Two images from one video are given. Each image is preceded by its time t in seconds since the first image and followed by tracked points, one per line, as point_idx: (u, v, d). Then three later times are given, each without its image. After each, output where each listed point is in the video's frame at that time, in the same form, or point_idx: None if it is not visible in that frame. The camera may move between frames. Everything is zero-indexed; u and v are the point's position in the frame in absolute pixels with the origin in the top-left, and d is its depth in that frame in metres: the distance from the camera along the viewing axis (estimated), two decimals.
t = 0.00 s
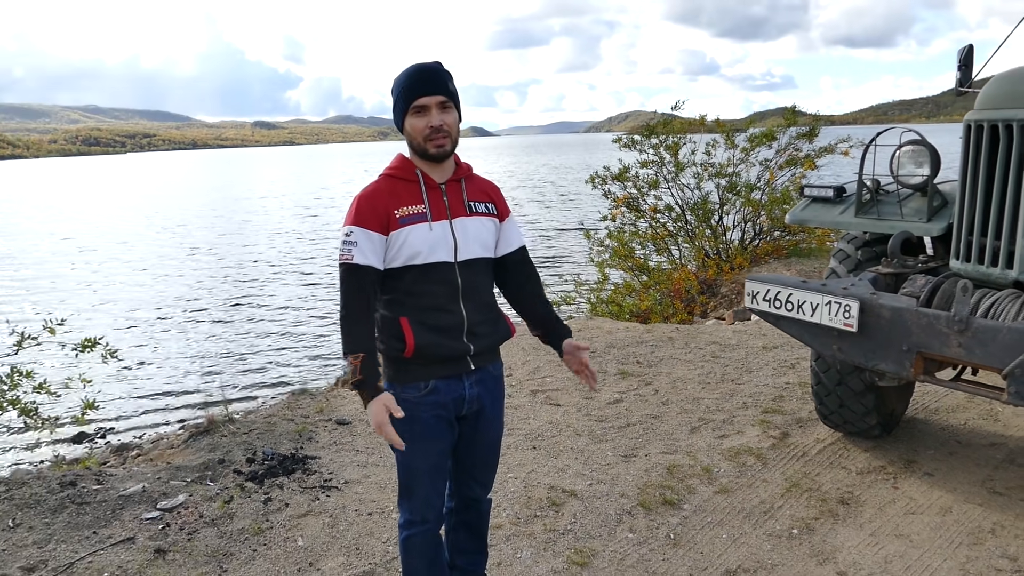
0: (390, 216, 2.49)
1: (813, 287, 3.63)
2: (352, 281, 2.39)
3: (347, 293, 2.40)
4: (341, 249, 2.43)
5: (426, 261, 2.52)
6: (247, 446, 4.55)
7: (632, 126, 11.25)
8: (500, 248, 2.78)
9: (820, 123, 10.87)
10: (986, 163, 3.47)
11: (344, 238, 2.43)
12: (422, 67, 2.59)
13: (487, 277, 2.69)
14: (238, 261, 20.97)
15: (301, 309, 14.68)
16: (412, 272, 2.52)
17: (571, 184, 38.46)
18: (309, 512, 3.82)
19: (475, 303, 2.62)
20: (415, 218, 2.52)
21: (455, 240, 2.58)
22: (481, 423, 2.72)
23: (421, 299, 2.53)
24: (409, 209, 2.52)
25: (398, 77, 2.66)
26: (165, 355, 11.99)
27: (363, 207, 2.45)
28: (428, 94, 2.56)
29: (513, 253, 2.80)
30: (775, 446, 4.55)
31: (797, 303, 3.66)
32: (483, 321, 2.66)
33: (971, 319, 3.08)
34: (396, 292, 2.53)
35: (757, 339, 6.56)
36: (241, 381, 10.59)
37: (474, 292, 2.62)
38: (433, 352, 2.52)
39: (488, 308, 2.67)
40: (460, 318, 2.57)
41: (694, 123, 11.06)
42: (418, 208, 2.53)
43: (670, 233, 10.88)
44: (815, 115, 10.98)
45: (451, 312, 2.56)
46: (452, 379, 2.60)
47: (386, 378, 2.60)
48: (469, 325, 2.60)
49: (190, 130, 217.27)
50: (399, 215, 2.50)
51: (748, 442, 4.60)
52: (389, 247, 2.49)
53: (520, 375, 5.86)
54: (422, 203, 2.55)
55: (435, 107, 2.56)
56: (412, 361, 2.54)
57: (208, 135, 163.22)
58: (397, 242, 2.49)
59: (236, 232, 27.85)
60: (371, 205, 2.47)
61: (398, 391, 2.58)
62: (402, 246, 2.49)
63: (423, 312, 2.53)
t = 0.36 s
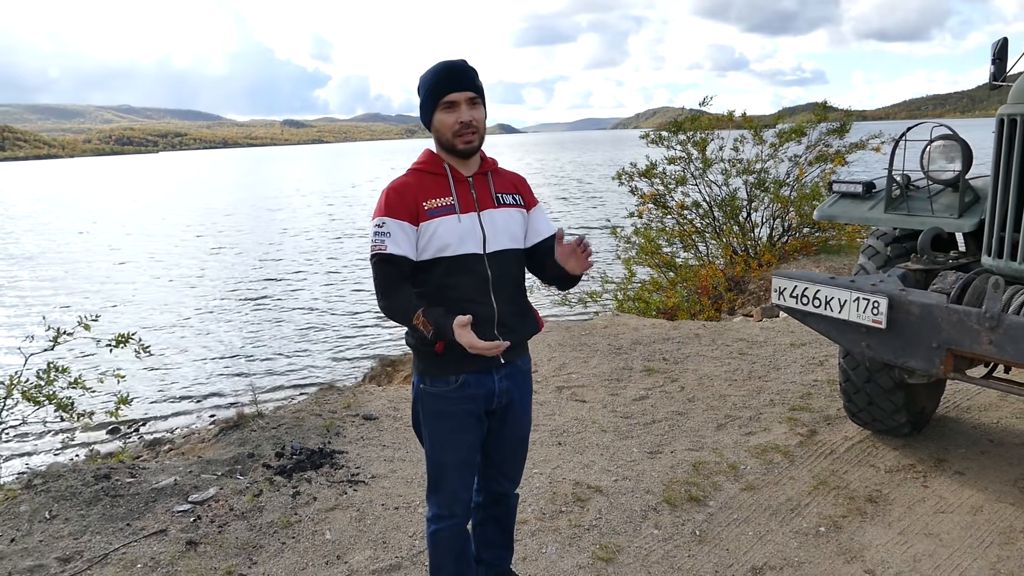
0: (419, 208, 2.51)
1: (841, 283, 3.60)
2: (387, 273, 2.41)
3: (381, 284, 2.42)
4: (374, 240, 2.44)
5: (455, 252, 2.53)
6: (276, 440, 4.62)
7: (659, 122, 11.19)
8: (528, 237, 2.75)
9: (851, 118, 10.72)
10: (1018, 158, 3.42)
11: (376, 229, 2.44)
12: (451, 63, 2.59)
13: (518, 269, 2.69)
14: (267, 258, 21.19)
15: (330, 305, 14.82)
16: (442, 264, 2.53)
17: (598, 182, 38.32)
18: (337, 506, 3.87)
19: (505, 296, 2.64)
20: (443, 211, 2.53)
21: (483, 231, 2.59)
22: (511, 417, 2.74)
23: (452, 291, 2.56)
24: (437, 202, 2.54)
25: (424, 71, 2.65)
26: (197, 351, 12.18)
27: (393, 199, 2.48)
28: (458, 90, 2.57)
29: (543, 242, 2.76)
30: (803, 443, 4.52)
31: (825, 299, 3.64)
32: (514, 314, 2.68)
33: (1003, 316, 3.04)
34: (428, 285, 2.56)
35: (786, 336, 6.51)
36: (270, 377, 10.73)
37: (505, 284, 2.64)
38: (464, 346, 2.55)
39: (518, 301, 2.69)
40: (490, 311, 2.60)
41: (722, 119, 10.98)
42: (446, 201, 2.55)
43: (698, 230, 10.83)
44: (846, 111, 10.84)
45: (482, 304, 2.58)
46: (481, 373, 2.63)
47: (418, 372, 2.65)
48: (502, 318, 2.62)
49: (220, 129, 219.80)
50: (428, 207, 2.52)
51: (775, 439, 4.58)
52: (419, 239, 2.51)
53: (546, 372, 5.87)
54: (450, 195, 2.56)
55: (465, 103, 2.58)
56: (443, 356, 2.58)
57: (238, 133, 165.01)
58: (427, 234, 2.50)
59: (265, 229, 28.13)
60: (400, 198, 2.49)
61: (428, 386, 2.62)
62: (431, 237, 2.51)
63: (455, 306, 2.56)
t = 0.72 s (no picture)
0: (441, 210, 2.46)
1: (864, 283, 3.53)
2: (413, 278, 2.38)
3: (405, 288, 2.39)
4: (398, 243, 2.41)
5: (479, 254, 2.49)
6: (289, 440, 4.58)
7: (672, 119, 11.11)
8: (548, 236, 2.73)
9: (867, 115, 10.61)
10: None
11: (401, 232, 2.41)
12: (470, 58, 2.55)
13: (539, 270, 2.66)
14: (278, 255, 21.20)
15: (340, 303, 14.80)
16: (465, 266, 2.50)
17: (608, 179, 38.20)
18: (351, 507, 3.83)
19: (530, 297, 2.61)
20: (466, 212, 2.49)
21: (507, 232, 2.55)
22: (533, 421, 2.71)
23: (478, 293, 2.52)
24: (460, 203, 2.49)
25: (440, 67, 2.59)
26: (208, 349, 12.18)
27: (415, 202, 2.43)
28: (481, 85, 2.52)
29: (560, 242, 2.74)
30: (822, 444, 4.45)
31: (847, 299, 3.57)
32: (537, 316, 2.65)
33: None
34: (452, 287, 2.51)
35: (802, 335, 6.44)
36: (282, 375, 10.71)
37: (528, 285, 2.61)
38: (488, 348, 2.52)
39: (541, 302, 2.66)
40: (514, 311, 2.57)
41: (736, 116, 10.89)
42: (469, 202, 2.51)
43: (711, 228, 10.77)
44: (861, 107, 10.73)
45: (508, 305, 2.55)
46: (505, 376, 2.59)
47: (440, 374, 2.60)
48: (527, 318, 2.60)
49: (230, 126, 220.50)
50: (451, 209, 2.47)
51: (794, 440, 4.51)
52: (443, 241, 2.47)
53: (560, 370, 5.82)
54: (472, 196, 2.52)
55: (487, 99, 2.53)
56: (467, 358, 2.53)
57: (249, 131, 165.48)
58: (450, 236, 2.46)
59: (276, 226, 28.15)
60: (423, 200, 2.45)
61: (451, 389, 2.57)
62: (454, 240, 2.46)
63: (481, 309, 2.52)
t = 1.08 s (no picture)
0: (438, 216, 2.37)
1: (863, 287, 3.49)
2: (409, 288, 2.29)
3: (400, 299, 2.29)
4: (393, 252, 2.32)
5: (477, 262, 2.39)
6: (274, 450, 4.45)
7: (655, 118, 11.08)
8: (552, 243, 2.63)
9: (848, 115, 10.64)
10: None
11: (396, 240, 2.32)
12: (452, 63, 2.45)
13: (541, 277, 2.56)
14: (256, 256, 20.94)
15: (320, 305, 14.61)
16: (463, 275, 2.40)
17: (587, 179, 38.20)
18: (340, 520, 3.72)
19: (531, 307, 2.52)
20: (464, 218, 2.39)
21: (507, 238, 2.45)
22: (533, 434, 2.62)
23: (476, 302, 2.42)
24: (458, 209, 2.40)
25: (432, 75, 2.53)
26: (185, 352, 11.97)
27: (411, 209, 2.34)
28: (464, 91, 2.43)
29: (564, 247, 2.63)
30: (817, 448, 4.40)
31: (847, 303, 3.52)
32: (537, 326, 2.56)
33: None
34: (450, 297, 2.41)
35: (790, 336, 6.41)
36: (261, 379, 10.54)
37: (529, 294, 2.51)
38: (486, 360, 2.42)
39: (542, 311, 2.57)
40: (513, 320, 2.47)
41: (719, 116, 10.88)
42: (468, 207, 2.41)
43: (694, 227, 10.78)
44: (842, 107, 10.76)
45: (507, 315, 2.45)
46: (504, 388, 2.50)
47: (436, 385, 2.51)
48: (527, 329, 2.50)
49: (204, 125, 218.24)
50: (448, 215, 2.38)
51: (788, 444, 4.46)
52: (439, 249, 2.37)
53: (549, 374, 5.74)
54: (471, 201, 2.42)
55: (472, 104, 2.43)
56: (464, 368, 2.44)
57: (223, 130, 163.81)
58: (447, 243, 2.37)
59: (252, 226, 27.81)
60: (419, 206, 2.36)
61: (447, 400, 2.48)
62: (451, 248, 2.37)
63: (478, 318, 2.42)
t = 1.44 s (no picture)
0: (407, 222, 2.27)
1: (835, 281, 3.50)
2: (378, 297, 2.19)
3: (370, 308, 2.20)
4: (362, 259, 2.23)
5: (449, 268, 2.28)
6: (239, 465, 4.30)
7: (608, 117, 11.10)
8: (531, 248, 2.51)
9: (798, 111, 10.80)
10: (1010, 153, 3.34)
11: (365, 247, 2.23)
12: (413, 63, 2.36)
13: (519, 283, 2.44)
14: (204, 263, 20.47)
15: (273, 312, 14.31)
16: (434, 281, 2.30)
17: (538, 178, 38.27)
18: (313, 536, 3.60)
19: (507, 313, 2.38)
20: (435, 223, 2.29)
21: (481, 244, 2.34)
22: (513, 445, 2.49)
23: (448, 311, 2.31)
24: (429, 214, 2.30)
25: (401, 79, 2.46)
26: (134, 365, 11.60)
27: (379, 214, 2.25)
28: (427, 91, 2.33)
29: (544, 252, 2.52)
30: (789, 443, 4.42)
31: (819, 299, 3.54)
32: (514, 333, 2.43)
33: (1008, 311, 2.97)
34: (422, 305, 2.31)
35: (753, 331, 6.46)
36: (216, 390, 10.27)
37: (506, 301, 2.39)
38: (461, 370, 2.30)
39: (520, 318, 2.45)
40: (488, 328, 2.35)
41: (671, 113, 10.96)
42: (439, 212, 2.31)
43: (651, 224, 10.86)
44: (792, 103, 10.92)
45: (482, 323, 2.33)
46: (481, 398, 2.37)
47: (411, 395, 2.39)
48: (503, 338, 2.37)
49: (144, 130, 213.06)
50: (418, 220, 2.28)
51: (761, 440, 4.47)
52: (410, 256, 2.28)
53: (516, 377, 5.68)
54: (443, 205, 2.32)
55: (436, 104, 2.33)
56: (437, 378, 2.31)
57: (164, 134, 160.05)
58: (417, 250, 2.27)
59: (199, 232, 27.20)
60: (388, 212, 2.27)
61: (422, 411, 2.36)
62: (422, 255, 2.27)
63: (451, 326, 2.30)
